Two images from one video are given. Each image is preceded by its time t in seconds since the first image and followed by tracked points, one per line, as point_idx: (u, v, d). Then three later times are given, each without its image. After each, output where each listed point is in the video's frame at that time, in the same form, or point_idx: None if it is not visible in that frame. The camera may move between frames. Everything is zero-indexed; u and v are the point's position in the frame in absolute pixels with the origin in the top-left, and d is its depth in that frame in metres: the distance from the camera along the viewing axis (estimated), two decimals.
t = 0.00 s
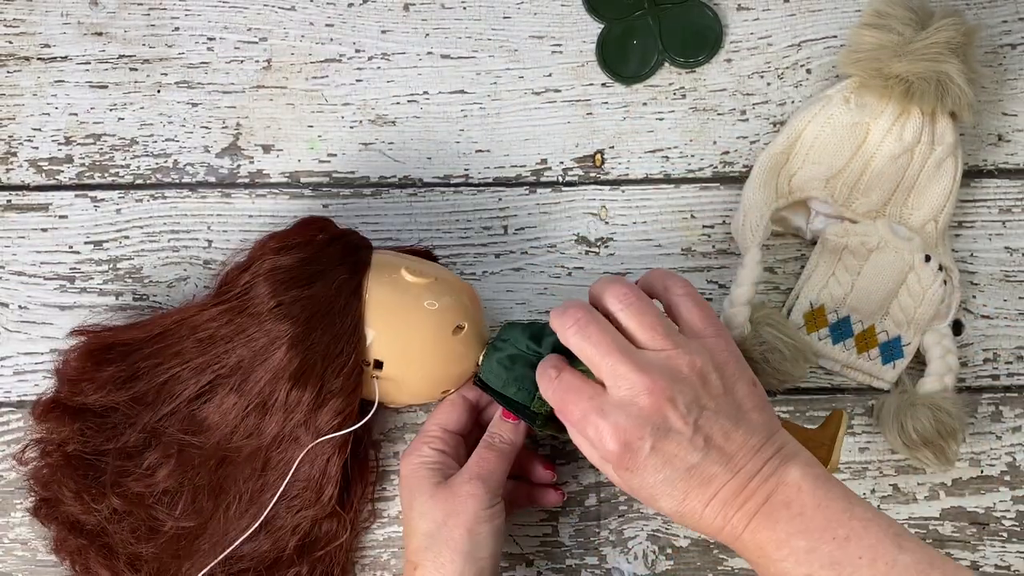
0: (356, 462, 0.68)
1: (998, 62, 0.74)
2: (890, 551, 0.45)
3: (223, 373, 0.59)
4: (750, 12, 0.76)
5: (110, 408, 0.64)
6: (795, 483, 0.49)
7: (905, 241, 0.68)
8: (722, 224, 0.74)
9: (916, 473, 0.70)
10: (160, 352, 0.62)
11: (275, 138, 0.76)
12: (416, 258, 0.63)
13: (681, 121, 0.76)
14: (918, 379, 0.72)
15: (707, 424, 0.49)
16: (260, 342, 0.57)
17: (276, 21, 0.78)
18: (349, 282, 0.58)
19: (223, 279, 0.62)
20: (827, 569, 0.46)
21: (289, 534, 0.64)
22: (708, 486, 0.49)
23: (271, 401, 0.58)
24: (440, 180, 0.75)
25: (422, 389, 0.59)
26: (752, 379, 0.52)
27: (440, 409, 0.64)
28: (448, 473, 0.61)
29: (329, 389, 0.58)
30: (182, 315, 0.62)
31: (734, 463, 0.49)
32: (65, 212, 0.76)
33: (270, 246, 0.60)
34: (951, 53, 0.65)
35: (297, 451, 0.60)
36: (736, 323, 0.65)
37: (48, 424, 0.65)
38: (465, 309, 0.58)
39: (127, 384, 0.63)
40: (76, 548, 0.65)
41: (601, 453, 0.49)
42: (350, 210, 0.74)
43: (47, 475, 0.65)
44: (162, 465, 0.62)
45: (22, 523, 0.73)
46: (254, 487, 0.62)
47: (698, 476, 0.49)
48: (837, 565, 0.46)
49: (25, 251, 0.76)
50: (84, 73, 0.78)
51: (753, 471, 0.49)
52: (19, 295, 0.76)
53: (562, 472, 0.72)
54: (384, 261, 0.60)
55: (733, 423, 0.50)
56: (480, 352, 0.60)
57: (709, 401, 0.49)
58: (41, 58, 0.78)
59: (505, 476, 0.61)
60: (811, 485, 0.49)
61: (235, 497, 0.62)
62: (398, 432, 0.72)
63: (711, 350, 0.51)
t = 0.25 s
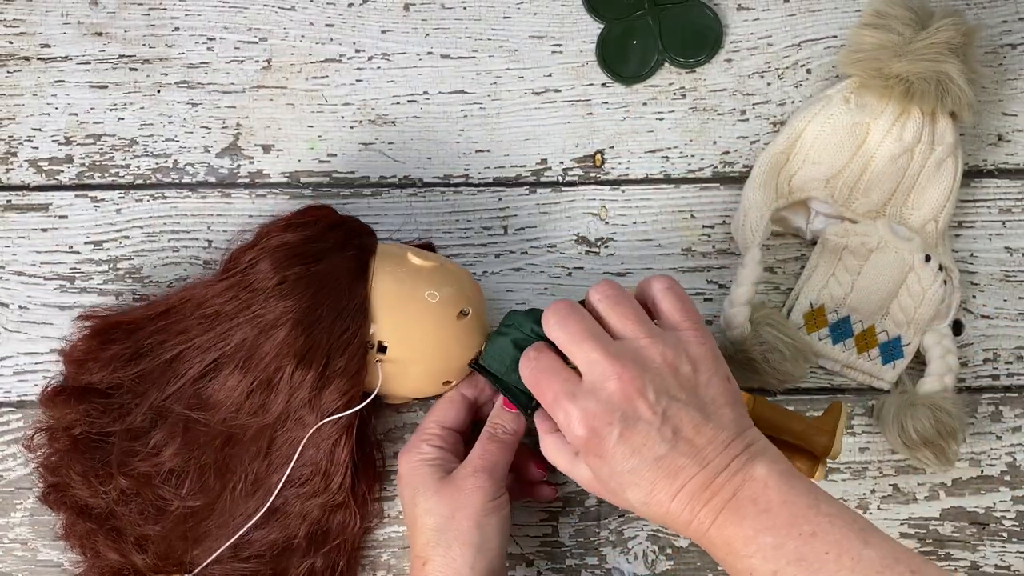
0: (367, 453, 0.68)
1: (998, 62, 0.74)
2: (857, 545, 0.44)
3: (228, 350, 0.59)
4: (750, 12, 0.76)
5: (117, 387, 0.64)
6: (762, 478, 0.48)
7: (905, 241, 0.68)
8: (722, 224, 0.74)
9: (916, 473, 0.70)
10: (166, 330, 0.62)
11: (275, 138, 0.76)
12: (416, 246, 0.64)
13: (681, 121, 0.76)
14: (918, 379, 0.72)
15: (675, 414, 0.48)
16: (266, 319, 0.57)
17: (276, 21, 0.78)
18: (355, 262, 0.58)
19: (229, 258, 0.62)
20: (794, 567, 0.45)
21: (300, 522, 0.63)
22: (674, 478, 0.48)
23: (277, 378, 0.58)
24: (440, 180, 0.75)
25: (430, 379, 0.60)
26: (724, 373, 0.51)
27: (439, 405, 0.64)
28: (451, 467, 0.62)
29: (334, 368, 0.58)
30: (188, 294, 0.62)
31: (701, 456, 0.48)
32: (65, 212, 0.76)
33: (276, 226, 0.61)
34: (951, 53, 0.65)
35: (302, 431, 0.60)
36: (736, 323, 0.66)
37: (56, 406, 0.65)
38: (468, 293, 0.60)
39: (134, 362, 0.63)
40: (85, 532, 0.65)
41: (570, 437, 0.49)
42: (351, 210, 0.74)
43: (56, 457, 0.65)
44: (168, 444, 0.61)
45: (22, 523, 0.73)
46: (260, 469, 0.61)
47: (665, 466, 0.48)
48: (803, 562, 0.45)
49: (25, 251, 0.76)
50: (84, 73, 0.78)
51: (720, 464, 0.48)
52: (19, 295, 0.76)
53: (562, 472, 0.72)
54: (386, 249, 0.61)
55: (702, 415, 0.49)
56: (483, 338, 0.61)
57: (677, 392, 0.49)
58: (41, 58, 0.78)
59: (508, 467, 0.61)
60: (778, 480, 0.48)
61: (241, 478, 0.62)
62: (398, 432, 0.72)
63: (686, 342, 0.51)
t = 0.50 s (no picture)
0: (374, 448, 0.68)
1: (998, 62, 0.74)
2: (851, 538, 0.44)
3: (235, 332, 0.59)
4: (750, 13, 0.76)
5: (126, 369, 0.63)
6: (756, 469, 0.48)
7: (905, 241, 0.68)
8: (722, 224, 0.74)
9: (916, 473, 0.70)
10: (173, 314, 0.62)
11: (275, 138, 0.76)
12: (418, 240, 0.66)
13: (681, 121, 0.76)
14: (918, 379, 0.72)
15: (671, 403, 0.48)
16: (275, 301, 0.58)
17: (276, 21, 0.78)
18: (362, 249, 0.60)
19: (235, 242, 0.62)
20: (787, 557, 0.44)
21: (311, 510, 0.63)
22: (669, 466, 0.48)
23: (286, 360, 0.58)
24: (440, 180, 0.75)
25: (440, 372, 0.61)
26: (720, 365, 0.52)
27: (439, 403, 0.64)
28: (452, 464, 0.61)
29: (343, 352, 0.58)
30: (196, 278, 0.62)
31: (695, 445, 0.48)
32: (65, 212, 0.76)
33: (282, 214, 0.62)
34: (951, 53, 0.65)
35: (311, 415, 0.60)
36: (736, 323, 0.66)
37: (66, 390, 0.65)
38: (474, 284, 0.61)
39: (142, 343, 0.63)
40: (95, 518, 0.64)
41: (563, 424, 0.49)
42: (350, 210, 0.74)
43: (66, 442, 0.65)
44: (175, 426, 0.61)
45: (22, 523, 0.73)
46: (268, 453, 0.61)
47: (659, 454, 0.48)
48: (796, 553, 0.44)
49: (25, 251, 0.76)
50: (84, 73, 0.78)
51: (714, 454, 0.48)
52: (19, 295, 0.76)
53: (562, 472, 0.72)
54: (390, 242, 0.62)
55: (697, 405, 0.49)
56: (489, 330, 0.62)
57: (673, 382, 0.49)
58: (41, 58, 0.78)
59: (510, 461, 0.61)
60: (772, 471, 0.48)
61: (249, 462, 0.61)
62: (398, 432, 0.72)
63: (682, 333, 0.51)
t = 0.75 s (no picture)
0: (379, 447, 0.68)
1: (998, 62, 0.74)
2: (859, 526, 0.44)
3: (238, 329, 0.58)
4: (750, 12, 0.76)
5: (129, 364, 0.63)
6: (764, 457, 0.48)
7: (905, 241, 0.68)
8: (722, 224, 0.74)
9: (916, 473, 0.70)
10: (175, 309, 0.62)
11: (275, 138, 0.76)
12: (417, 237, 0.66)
13: (681, 121, 0.76)
14: (918, 379, 0.72)
15: (682, 384, 0.49)
16: (277, 298, 0.57)
17: (276, 21, 0.78)
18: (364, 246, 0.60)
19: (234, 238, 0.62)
20: (793, 542, 0.44)
21: (314, 508, 0.63)
22: (677, 448, 0.48)
23: (289, 357, 0.58)
24: (440, 180, 0.75)
25: (442, 370, 0.61)
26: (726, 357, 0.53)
27: (439, 402, 0.65)
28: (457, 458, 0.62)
29: (346, 349, 0.58)
30: (198, 273, 0.62)
31: (705, 428, 0.48)
32: (65, 212, 0.76)
33: (283, 210, 0.62)
34: (951, 53, 0.65)
35: (315, 413, 0.60)
36: (736, 323, 0.66)
37: (69, 385, 0.65)
38: (475, 281, 0.62)
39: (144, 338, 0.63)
40: (99, 515, 0.64)
41: (575, 399, 0.49)
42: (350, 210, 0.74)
43: (70, 439, 0.65)
44: (179, 422, 0.61)
45: (22, 523, 0.73)
46: (272, 451, 0.61)
47: (668, 434, 0.48)
48: (803, 538, 0.44)
49: (25, 251, 0.76)
50: (84, 73, 0.78)
51: (722, 438, 0.48)
52: (19, 295, 0.76)
53: (562, 472, 0.72)
54: (392, 239, 0.62)
55: (708, 389, 0.50)
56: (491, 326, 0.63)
57: (686, 363, 0.50)
58: (41, 58, 0.78)
59: (515, 455, 0.61)
60: (779, 460, 0.48)
61: (253, 459, 0.61)
62: (398, 432, 0.72)
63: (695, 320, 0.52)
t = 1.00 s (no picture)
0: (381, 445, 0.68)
1: (998, 62, 0.74)
2: (873, 532, 0.45)
3: (240, 327, 0.58)
4: (750, 13, 0.76)
5: (130, 361, 0.63)
6: (778, 460, 0.49)
7: (905, 241, 0.68)
8: (721, 224, 0.74)
9: (916, 473, 0.71)
10: (175, 306, 0.61)
11: (275, 138, 0.76)
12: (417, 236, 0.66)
13: (681, 121, 0.76)
14: (918, 380, 0.72)
15: (700, 382, 0.49)
16: (279, 296, 0.57)
17: (276, 21, 0.78)
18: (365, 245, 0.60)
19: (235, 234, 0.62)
20: (807, 544, 0.45)
21: (316, 507, 0.63)
22: (693, 446, 0.48)
23: (292, 355, 0.58)
24: (440, 180, 0.75)
25: (445, 368, 0.62)
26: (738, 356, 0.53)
27: (440, 401, 0.65)
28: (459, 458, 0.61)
29: (349, 348, 0.58)
30: (198, 269, 0.62)
31: (721, 427, 0.48)
32: (65, 212, 0.76)
33: (283, 207, 0.62)
34: (951, 53, 0.65)
35: (318, 411, 0.60)
36: (736, 323, 0.65)
37: (71, 383, 0.65)
38: (476, 279, 0.62)
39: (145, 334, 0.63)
40: (101, 513, 0.64)
41: (590, 393, 0.49)
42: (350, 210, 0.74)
43: (72, 437, 0.65)
44: (181, 420, 0.61)
45: (22, 523, 0.73)
46: (275, 449, 0.61)
47: (686, 432, 0.48)
48: (817, 541, 0.45)
49: (25, 251, 0.76)
50: (84, 73, 0.78)
51: (738, 439, 0.49)
52: (19, 295, 0.76)
53: (562, 472, 0.72)
54: (393, 237, 0.63)
55: (724, 389, 0.50)
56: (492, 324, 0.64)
57: (704, 362, 0.50)
58: (41, 58, 0.78)
59: (518, 454, 0.60)
60: (793, 463, 0.49)
61: (255, 457, 0.61)
62: (398, 432, 0.72)
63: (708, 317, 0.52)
